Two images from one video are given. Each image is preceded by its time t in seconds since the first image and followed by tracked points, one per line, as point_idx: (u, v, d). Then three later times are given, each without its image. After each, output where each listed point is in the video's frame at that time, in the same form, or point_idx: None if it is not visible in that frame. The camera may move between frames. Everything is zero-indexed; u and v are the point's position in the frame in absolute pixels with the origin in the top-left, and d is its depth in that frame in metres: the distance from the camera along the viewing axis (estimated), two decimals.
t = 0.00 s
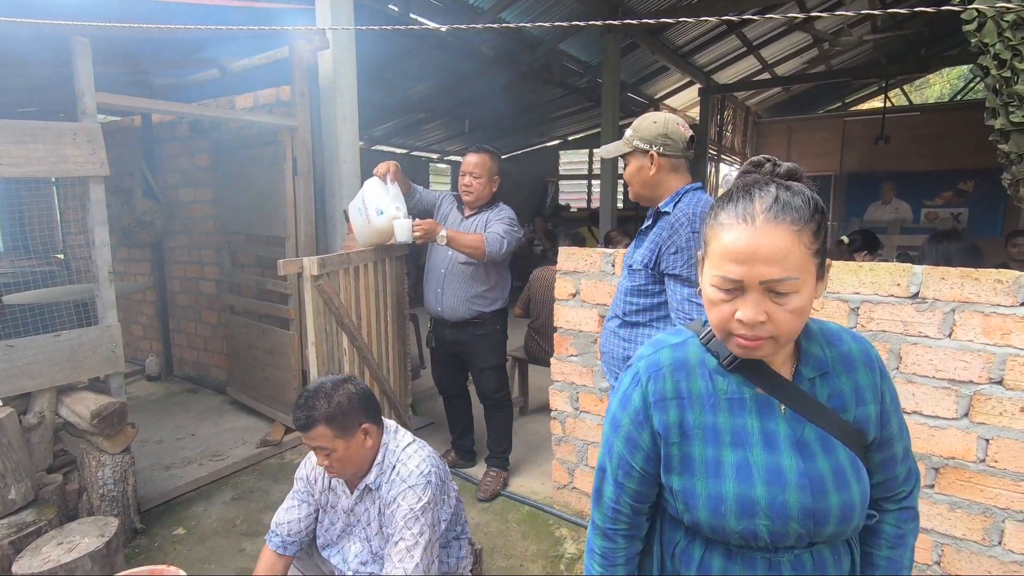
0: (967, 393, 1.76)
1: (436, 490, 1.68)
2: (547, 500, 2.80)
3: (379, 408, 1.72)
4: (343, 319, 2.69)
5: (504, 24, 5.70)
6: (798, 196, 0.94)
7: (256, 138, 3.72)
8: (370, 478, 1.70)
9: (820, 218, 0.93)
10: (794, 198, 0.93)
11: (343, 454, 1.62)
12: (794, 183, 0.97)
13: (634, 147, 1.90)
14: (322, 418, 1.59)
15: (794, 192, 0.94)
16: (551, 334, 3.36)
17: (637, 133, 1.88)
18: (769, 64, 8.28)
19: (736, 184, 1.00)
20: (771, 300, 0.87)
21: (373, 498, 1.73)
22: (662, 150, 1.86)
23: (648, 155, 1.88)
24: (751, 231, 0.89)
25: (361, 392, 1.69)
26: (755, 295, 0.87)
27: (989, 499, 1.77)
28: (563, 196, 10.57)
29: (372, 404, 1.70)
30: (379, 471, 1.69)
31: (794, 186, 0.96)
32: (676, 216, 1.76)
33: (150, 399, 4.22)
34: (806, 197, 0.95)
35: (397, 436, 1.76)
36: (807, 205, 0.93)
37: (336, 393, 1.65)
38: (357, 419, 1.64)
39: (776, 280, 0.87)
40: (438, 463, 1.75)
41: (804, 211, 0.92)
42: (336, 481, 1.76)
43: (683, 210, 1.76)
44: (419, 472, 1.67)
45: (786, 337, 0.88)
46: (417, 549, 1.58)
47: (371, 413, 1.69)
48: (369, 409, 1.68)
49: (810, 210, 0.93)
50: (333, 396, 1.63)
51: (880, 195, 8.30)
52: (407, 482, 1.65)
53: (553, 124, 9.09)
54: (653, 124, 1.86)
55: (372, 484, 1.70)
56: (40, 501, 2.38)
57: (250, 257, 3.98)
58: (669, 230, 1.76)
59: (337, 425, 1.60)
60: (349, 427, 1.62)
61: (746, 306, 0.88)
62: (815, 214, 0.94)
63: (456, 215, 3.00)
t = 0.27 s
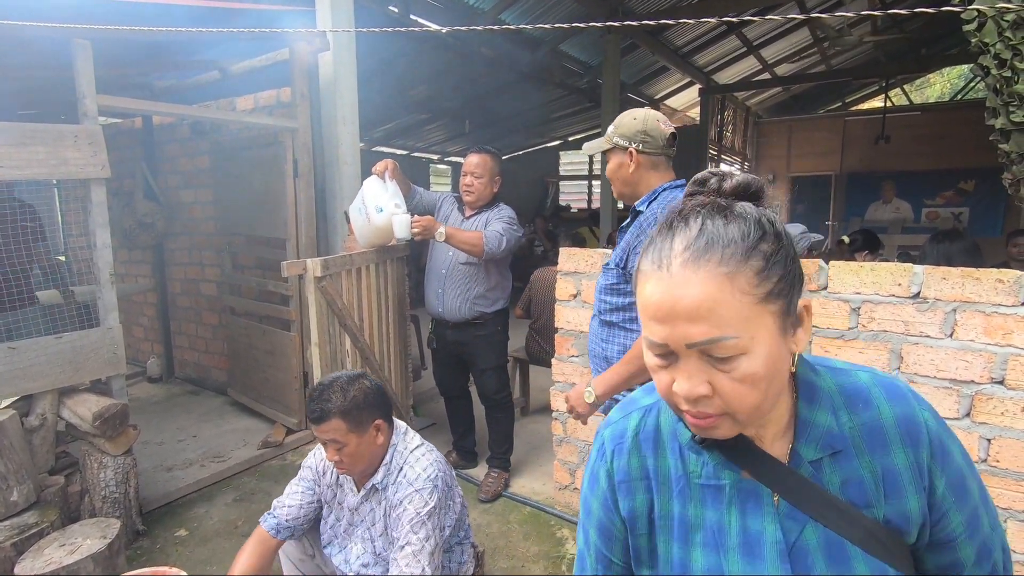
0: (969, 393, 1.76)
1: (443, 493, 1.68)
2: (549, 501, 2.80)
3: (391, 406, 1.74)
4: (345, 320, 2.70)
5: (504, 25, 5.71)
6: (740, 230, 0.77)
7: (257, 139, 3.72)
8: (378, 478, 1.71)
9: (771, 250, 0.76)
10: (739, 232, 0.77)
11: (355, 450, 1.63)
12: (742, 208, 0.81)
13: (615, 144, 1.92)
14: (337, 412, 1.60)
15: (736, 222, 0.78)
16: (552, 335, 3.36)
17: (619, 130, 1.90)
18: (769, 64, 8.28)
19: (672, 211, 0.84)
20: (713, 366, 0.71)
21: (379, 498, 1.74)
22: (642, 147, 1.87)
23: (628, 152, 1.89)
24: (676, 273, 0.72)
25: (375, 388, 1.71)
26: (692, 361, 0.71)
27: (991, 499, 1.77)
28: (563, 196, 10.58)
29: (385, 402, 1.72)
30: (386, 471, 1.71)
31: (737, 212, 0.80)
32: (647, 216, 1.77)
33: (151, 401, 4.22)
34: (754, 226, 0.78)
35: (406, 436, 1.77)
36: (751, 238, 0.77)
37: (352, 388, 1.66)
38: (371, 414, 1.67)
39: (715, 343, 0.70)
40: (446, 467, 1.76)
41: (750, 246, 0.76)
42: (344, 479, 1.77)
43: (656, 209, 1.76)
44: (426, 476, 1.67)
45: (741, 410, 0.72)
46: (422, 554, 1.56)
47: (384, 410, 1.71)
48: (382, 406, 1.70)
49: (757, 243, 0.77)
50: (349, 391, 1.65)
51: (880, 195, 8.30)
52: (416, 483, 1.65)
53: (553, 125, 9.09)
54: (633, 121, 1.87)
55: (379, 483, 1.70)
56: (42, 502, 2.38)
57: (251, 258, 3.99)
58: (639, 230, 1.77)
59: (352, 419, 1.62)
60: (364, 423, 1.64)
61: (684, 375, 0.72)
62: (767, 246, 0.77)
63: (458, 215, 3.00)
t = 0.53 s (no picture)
0: (970, 394, 1.76)
1: (449, 496, 1.69)
2: (551, 503, 2.80)
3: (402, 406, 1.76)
4: (353, 322, 2.70)
5: (505, 27, 5.73)
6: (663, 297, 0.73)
7: (260, 142, 3.73)
8: (385, 477, 1.72)
9: (695, 325, 0.72)
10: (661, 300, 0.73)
11: (366, 448, 1.65)
12: (671, 264, 0.77)
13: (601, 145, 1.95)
14: (349, 410, 1.63)
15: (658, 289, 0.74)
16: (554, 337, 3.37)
17: (604, 131, 1.92)
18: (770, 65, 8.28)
19: (597, 270, 0.81)
20: (635, 463, 0.69)
21: (385, 497, 1.74)
22: (624, 149, 1.89)
23: (611, 154, 1.92)
24: (584, 359, 0.70)
25: (387, 388, 1.74)
26: (615, 460, 0.69)
27: (993, 500, 1.77)
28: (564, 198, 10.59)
29: (396, 401, 1.75)
30: (394, 471, 1.72)
31: (660, 275, 0.75)
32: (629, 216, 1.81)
33: (155, 403, 4.23)
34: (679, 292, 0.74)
35: (415, 437, 1.79)
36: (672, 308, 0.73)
37: (365, 386, 1.70)
38: (383, 414, 1.69)
39: (633, 446, 0.68)
40: (453, 470, 1.76)
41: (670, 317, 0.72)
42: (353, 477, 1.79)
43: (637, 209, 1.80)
44: (433, 478, 1.68)
45: (672, 510, 0.71)
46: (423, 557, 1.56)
47: (395, 409, 1.74)
48: (394, 405, 1.73)
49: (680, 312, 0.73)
50: (362, 388, 1.69)
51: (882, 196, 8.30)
52: (423, 484, 1.66)
53: (555, 126, 9.11)
54: (618, 123, 1.89)
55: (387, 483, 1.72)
56: (46, 504, 2.39)
57: (254, 261, 4.00)
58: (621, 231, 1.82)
59: (365, 416, 1.65)
60: (376, 420, 1.67)
61: (607, 471, 0.71)
62: (691, 315, 0.73)
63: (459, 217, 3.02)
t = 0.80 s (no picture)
0: (971, 398, 1.76)
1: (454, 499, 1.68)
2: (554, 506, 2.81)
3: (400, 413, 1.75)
4: (362, 327, 2.72)
5: (508, 32, 5.76)
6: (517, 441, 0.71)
7: (264, 147, 3.76)
8: (390, 484, 1.73)
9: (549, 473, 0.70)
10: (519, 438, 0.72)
11: (366, 460, 1.66)
12: (527, 395, 0.76)
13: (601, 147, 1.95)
14: (343, 426, 1.62)
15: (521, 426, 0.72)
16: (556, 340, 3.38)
17: (605, 134, 1.92)
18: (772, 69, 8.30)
19: (478, 391, 0.81)
20: None
21: (390, 502, 1.76)
22: (621, 154, 1.90)
23: (610, 157, 1.94)
24: (442, 510, 0.75)
25: (381, 399, 1.71)
26: None
27: (995, 504, 1.77)
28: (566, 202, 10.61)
29: (393, 410, 1.72)
30: (398, 477, 1.72)
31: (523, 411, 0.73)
32: (621, 219, 1.85)
33: (159, 406, 4.25)
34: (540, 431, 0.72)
35: (417, 443, 1.78)
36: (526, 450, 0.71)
37: (358, 401, 1.67)
38: (379, 427, 1.67)
39: None
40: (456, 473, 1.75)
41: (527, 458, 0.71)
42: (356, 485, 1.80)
43: (630, 213, 1.83)
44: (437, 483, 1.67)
45: None
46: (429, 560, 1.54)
47: (393, 420, 1.72)
48: (390, 417, 1.71)
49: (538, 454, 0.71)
50: (354, 403, 1.66)
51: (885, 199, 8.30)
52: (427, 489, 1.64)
53: (557, 130, 9.14)
54: (618, 128, 1.90)
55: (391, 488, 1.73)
56: (53, 507, 2.41)
57: (258, 264, 4.02)
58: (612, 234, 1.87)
59: (359, 432, 1.63)
60: (371, 434, 1.65)
61: None
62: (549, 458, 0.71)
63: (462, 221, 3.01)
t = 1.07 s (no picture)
0: (973, 401, 1.76)
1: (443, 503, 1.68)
2: (555, 509, 2.80)
3: (389, 416, 1.73)
4: (365, 329, 2.72)
5: (509, 35, 5.78)
6: None
7: (265, 150, 3.77)
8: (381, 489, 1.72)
9: None
10: None
11: (357, 467, 1.65)
12: None
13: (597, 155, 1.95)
14: (332, 434, 1.60)
15: None
16: (557, 343, 3.38)
17: (601, 141, 1.92)
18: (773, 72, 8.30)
19: None
20: None
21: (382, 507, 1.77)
22: (619, 159, 1.90)
23: (605, 162, 1.93)
24: None
25: (370, 404, 1.70)
26: None
27: (998, 508, 1.77)
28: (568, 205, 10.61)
29: (380, 415, 1.71)
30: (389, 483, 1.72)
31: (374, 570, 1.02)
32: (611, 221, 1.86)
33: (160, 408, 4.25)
34: None
35: (408, 448, 1.77)
36: None
37: (345, 408, 1.65)
38: (368, 433, 1.65)
39: None
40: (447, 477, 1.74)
41: None
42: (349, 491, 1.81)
43: (621, 215, 1.83)
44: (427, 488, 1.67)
45: None
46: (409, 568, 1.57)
47: (382, 424, 1.70)
48: (379, 421, 1.69)
49: None
50: (341, 410, 1.64)
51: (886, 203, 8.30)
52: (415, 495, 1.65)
53: (558, 133, 9.15)
54: (615, 134, 1.90)
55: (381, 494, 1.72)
56: (54, 509, 2.40)
57: (259, 267, 4.03)
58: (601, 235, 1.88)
59: (348, 439, 1.61)
60: (360, 441, 1.63)
61: None
62: None
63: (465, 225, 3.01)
